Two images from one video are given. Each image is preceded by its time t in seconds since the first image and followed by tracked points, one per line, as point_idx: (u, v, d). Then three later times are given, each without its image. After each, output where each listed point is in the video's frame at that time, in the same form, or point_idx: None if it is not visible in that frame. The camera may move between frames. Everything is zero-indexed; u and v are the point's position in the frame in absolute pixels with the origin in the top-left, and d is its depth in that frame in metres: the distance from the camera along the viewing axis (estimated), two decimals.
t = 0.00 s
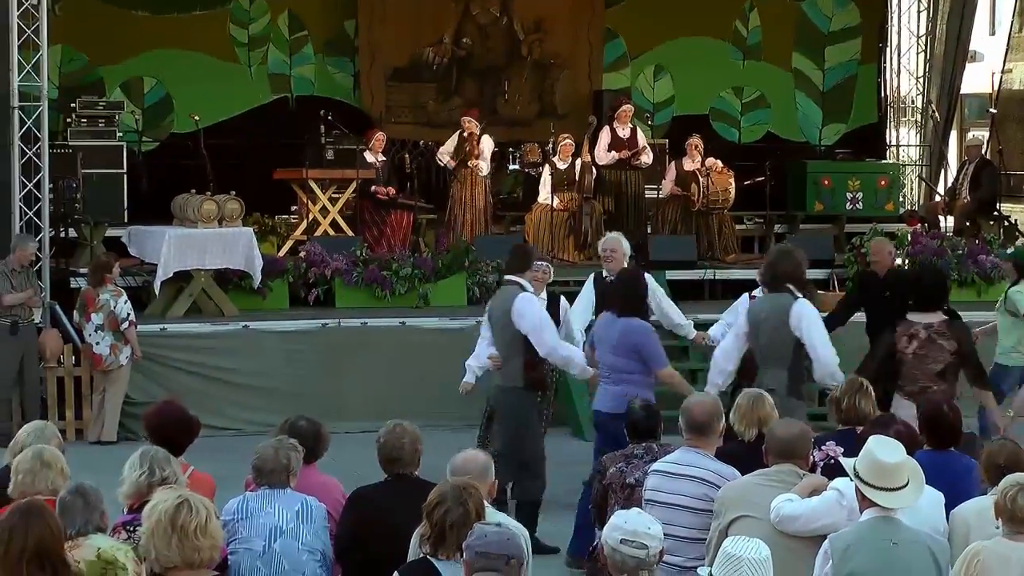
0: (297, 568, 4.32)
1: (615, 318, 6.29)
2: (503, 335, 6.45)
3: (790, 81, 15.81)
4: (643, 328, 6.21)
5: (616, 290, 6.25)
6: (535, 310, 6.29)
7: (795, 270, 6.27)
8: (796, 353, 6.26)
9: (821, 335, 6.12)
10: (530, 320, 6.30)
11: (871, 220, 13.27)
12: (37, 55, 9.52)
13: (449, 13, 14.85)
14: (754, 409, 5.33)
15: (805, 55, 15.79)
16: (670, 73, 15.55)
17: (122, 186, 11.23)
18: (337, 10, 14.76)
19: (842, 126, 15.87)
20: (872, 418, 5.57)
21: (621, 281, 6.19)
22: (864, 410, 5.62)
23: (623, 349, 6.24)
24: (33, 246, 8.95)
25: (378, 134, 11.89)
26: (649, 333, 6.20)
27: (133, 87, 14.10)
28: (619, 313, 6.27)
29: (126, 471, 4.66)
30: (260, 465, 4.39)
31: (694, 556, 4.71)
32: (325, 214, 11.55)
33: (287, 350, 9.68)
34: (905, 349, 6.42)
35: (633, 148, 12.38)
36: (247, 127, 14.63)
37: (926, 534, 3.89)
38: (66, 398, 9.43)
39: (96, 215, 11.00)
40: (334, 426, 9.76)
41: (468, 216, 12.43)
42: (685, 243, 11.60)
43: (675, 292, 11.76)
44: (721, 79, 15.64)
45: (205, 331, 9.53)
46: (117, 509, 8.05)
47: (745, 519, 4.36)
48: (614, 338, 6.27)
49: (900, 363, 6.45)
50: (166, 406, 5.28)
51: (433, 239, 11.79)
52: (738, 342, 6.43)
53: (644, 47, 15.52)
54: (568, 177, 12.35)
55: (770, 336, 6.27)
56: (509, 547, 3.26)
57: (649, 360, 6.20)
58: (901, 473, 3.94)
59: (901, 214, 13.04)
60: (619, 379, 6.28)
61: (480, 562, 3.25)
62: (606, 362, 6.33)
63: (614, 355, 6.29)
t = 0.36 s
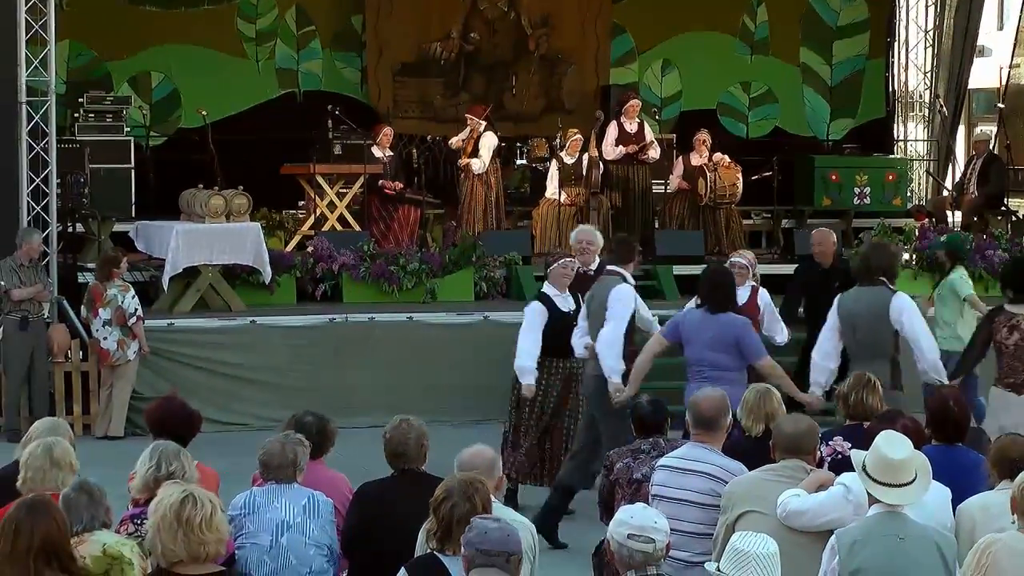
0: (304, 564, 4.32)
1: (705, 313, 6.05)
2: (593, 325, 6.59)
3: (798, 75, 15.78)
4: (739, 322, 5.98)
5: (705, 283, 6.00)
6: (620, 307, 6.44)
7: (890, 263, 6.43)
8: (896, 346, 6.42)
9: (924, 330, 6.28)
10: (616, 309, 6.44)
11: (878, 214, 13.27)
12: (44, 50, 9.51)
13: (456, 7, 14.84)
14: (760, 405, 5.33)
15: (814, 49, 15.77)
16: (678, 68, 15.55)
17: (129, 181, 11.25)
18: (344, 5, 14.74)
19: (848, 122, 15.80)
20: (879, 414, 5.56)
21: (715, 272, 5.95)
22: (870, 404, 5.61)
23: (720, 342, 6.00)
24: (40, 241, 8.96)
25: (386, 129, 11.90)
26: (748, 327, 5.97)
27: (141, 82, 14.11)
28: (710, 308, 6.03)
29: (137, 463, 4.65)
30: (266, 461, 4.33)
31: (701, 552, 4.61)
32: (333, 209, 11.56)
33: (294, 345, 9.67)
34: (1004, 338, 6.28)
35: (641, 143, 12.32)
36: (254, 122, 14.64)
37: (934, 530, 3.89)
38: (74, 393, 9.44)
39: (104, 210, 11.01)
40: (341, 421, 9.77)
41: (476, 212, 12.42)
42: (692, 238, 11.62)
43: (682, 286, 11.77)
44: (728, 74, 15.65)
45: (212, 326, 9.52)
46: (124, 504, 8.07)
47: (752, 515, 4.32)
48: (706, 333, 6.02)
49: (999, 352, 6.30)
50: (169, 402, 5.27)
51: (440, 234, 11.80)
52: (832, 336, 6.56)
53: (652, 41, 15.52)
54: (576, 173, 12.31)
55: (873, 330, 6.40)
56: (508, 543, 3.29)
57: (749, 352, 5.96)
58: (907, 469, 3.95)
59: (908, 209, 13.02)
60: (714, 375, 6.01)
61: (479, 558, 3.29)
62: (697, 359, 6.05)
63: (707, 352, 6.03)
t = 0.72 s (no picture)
0: (302, 565, 4.25)
1: (784, 316, 6.11)
2: (681, 322, 6.79)
3: (799, 74, 15.71)
4: (817, 323, 6.04)
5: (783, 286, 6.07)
6: (716, 302, 6.63)
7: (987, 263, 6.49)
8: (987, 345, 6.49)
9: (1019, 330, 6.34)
10: (708, 313, 6.64)
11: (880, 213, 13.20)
12: (40, 48, 9.43)
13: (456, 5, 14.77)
14: (760, 405, 5.26)
15: (815, 48, 15.70)
16: (679, 67, 15.47)
17: (127, 180, 11.20)
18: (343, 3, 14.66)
19: (850, 121, 15.81)
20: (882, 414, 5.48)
21: (794, 275, 6.01)
22: (873, 406, 5.56)
23: (799, 343, 6.04)
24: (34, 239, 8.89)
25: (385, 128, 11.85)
26: (826, 328, 6.03)
27: (138, 81, 14.07)
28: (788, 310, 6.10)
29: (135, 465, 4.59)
30: (264, 459, 4.29)
31: (701, 553, 4.61)
32: (331, 209, 11.52)
33: (292, 346, 9.60)
34: None
35: (642, 141, 12.22)
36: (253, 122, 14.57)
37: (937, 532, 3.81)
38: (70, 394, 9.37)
39: (101, 208, 10.95)
40: (339, 422, 9.70)
41: (476, 211, 12.36)
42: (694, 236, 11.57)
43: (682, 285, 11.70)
44: (729, 73, 15.58)
45: (209, 326, 9.45)
46: (120, 506, 8.00)
47: (753, 516, 4.28)
48: (787, 334, 6.07)
49: None
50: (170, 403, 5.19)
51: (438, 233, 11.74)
52: (917, 332, 6.57)
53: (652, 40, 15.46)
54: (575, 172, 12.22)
55: (967, 328, 6.46)
56: (493, 547, 3.26)
57: (827, 355, 6.02)
58: (910, 470, 3.88)
59: (910, 209, 12.94)
60: (796, 375, 6.06)
61: (467, 562, 3.24)
62: (776, 359, 6.11)
63: (783, 352, 6.09)
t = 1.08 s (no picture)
0: (294, 572, 4.13)
1: (876, 322, 6.31)
2: (757, 330, 6.52)
3: (801, 71, 15.51)
4: (911, 330, 6.24)
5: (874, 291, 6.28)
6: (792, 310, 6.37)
7: None
8: None
9: None
10: (785, 317, 6.38)
11: (883, 212, 12.99)
12: (26, 44, 9.24)
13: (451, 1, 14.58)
14: (761, 407, 5.09)
15: (817, 44, 15.51)
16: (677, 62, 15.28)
17: (116, 179, 11.01)
18: None
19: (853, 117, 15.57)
20: (884, 417, 5.34)
21: (884, 281, 6.23)
22: (875, 408, 5.41)
23: (894, 348, 6.24)
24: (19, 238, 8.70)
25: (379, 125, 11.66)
26: (921, 335, 6.23)
27: (127, 77, 13.92)
28: (883, 318, 6.30)
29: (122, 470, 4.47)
30: (256, 464, 4.17)
31: (700, 559, 4.46)
32: (323, 207, 11.34)
33: (283, 347, 9.42)
34: None
35: (639, 139, 12.06)
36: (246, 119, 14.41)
37: (940, 537, 3.67)
38: (58, 396, 9.18)
39: (89, 208, 10.77)
40: (331, 425, 9.52)
41: (472, 210, 12.18)
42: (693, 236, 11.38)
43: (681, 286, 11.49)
44: (730, 69, 15.37)
45: (197, 327, 9.28)
46: (106, 511, 7.81)
47: (755, 520, 4.15)
48: (880, 339, 6.27)
49: None
50: (170, 405, 5.14)
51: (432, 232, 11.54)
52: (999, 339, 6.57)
53: (651, 36, 15.25)
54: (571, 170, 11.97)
55: None
56: (487, 553, 3.15)
57: (922, 362, 6.21)
58: (914, 473, 3.74)
59: (913, 207, 12.74)
60: (891, 381, 6.23)
61: (458, 569, 3.13)
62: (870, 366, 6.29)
63: (878, 356, 6.26)
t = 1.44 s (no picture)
0: None
1: (958, 329, 6.25)
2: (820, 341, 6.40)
3: (789, 66, 15.32)
4: (995, 335, 6.19)
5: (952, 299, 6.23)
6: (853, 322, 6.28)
7: None
8: None
9: None
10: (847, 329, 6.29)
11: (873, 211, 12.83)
12: None
13: None
14: (749, 410, 5.04)
15: (806, 40, 15.36)
16: (663, 58, 15.11)
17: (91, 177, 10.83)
18: None
19: (844, 116, 15.34)
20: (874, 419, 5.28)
21: (971, 291, 6.15)
22: (864, 410, 5.28)
23: (980, 354, 6.19)
24: None
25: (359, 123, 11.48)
26: (1007, 339, 6.18)
27: (101, 73, 13.70)
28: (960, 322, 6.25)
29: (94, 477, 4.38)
30: (234, 469, 4.18)
31: (687, 564, 4.50)
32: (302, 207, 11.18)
33: (260, 349, 9.24)
34: None
35: (625, 136, 11.88)
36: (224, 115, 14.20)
37: (930, 541, 3.77)
38: (30, 399, 8.98)
39: (63, 207, 10.59)
40: (310, 428, 9.34)
41: (455, 210, 12.00)
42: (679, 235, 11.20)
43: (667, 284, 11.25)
44: (716, 65, 15.17)
45: (172, 328, 9.09)
46: (78, 516, 7.62)
47: (740, 525, 4.16)
48: (963, 346, 6.22)
49: None
50: (142, 410, 5.05)
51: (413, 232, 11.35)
52: None
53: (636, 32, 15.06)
54: (555, 168, 11.82)
55: None
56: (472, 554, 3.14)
57: (1010, 368, 6.18)
58: (904, 479, 3.84)
59: (903, 205, 12.57)
60: (983, 389, 6.17)
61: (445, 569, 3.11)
62: (955, 372, 6.23)
63: (961, 363, 6.21)
